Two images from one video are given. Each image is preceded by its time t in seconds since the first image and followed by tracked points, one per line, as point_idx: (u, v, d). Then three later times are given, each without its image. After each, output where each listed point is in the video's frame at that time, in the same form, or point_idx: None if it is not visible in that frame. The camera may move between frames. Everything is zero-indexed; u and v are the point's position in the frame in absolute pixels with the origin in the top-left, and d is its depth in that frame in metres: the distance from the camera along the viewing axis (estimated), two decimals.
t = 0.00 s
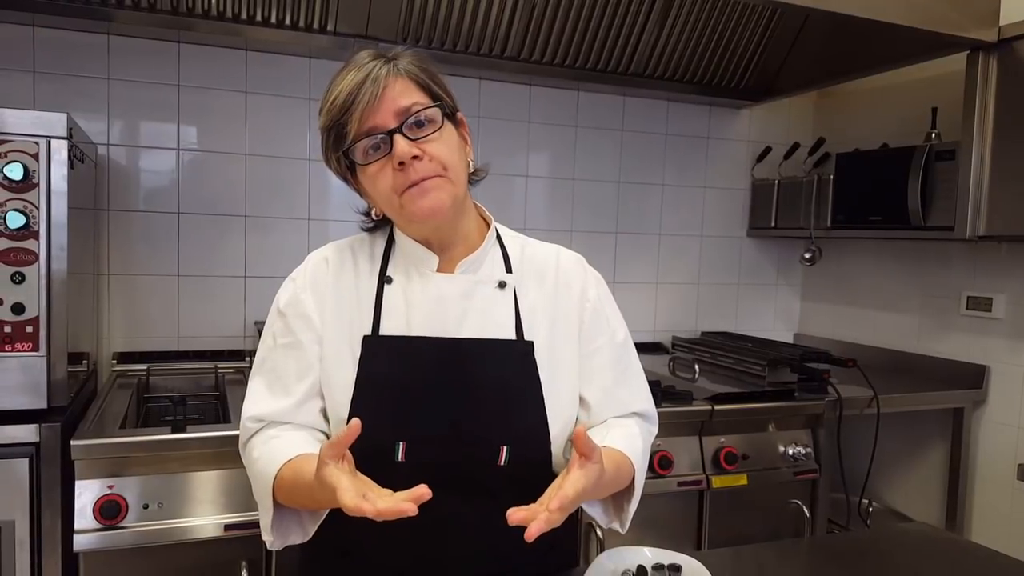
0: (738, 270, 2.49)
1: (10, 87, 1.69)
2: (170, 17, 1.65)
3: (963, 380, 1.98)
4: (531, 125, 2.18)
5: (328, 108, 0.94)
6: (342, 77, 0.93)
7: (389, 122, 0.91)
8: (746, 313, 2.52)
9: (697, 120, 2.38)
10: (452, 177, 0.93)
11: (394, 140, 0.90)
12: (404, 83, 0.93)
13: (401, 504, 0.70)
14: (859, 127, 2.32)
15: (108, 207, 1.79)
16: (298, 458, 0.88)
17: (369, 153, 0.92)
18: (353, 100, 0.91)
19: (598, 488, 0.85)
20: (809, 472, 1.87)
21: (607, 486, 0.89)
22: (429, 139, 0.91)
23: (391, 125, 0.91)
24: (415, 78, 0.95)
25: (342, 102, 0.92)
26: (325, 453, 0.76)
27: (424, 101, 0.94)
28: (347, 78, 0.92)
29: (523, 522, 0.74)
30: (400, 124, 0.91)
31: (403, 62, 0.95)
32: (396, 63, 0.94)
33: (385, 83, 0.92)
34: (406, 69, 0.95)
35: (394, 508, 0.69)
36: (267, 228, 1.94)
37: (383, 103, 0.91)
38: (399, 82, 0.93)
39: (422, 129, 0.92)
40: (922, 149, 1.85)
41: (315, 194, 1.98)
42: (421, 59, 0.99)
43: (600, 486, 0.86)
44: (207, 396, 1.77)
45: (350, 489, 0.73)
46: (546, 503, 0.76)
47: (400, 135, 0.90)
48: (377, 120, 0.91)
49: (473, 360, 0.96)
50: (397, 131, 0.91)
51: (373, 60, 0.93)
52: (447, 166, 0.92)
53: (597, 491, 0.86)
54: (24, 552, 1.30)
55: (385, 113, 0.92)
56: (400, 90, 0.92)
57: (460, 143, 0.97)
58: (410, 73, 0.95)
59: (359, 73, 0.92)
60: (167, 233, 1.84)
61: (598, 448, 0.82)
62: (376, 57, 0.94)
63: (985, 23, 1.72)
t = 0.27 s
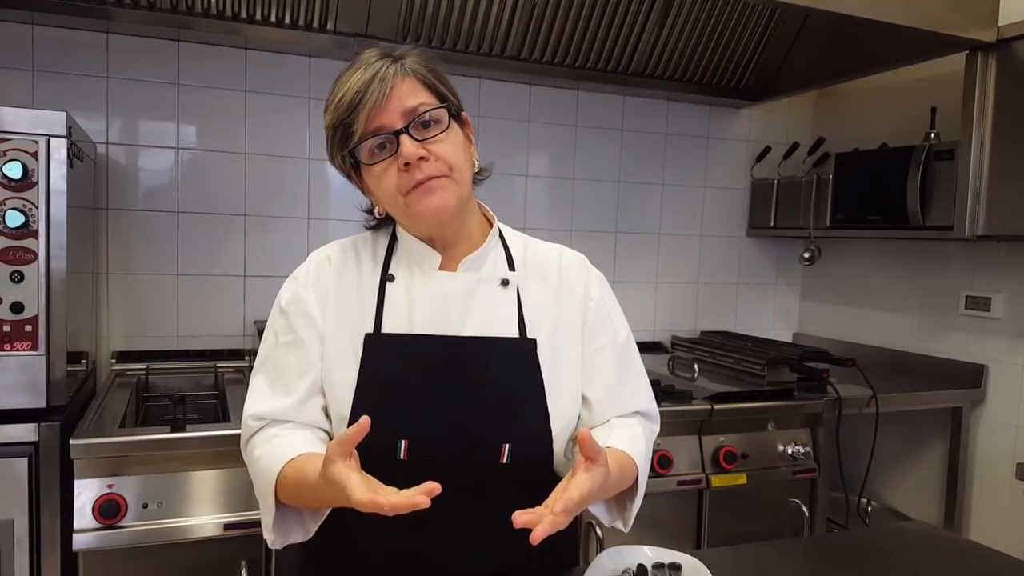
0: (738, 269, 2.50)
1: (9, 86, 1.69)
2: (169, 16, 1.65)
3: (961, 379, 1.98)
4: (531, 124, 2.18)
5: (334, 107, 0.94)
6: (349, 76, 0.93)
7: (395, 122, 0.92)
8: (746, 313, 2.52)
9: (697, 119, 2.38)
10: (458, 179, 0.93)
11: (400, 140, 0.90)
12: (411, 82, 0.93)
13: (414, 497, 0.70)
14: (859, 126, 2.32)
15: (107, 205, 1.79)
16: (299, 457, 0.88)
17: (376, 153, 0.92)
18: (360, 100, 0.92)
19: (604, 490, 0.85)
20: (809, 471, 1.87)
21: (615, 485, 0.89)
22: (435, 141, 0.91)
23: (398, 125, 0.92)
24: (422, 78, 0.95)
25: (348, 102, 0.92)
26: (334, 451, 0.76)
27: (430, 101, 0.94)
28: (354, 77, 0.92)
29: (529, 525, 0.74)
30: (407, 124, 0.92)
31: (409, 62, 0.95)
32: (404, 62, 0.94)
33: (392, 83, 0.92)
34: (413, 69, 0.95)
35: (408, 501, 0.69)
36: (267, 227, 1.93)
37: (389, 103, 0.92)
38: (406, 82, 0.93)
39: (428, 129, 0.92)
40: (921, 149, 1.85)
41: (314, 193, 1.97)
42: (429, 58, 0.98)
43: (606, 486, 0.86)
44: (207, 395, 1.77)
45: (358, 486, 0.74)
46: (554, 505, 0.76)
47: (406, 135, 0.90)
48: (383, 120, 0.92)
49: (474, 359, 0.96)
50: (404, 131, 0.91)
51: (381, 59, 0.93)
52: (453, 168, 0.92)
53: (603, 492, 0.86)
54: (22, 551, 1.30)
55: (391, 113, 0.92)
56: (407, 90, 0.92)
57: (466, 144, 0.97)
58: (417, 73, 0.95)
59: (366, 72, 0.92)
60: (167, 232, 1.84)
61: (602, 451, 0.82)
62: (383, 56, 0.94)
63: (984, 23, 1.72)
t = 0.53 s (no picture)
0: (737, 268, 2.50)
1: (7, 81, 1.69)
2: (169, 12, 1.65)
3: (959, 378, 1.98)
4: (531, 122, 2.18)
5: (339, 97, 0.94)
6: (355, 68, 0.93)
7: (400, 115, 0.91)
8: (744, 311, 2.52)
9: (697, 117, 2.38)
10: (460, 174, 0.93)
11: (404, 133, 0.90)
12: (417, 76, 0.94)
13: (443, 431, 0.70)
14: (858, 125, 2.32)
15: (106, 201, 1.79)
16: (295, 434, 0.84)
17: (379, 145, 0.92)
18: (365, 91, 0.91)
19: (608, 476, 0.84)
20: (807, 469, 1.87)
21: (619, 477, 0.89)
22: (439, 135, 0.91)
23: (402, 118, 0.91)
24: (428, 72, 0.95)
25: (353, 93, 0.92)
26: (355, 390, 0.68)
27: (435, 95, 0.94)
28: (359, 69, 0.92)
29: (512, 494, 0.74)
30: (411, 117, 0.92)
31: (415, 55, 0.95)
32: (409, 56, 0.94)
33: (398, 76, 0.92)
34: (419, 63, 0.95)
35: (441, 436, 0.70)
36: (267, 224, 1.93)
37: (394, 96, 0.91)
38: (412, 76, 0.93)
39: (432, 124, 0.92)
40: (921, 147, 1.86)
41: (314, 190, 1.97)
42: (434, 53, 0.99)
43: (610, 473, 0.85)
44: (206, 391, 1.77)
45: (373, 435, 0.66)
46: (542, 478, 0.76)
47: (411, 129, 0.90)
48: (388, 112, 0.91)
49: (474, 356, 0.96)
50: (408, 124, 0.91)
51: (387, 52, 0.93)
52: (455, 163, 0.92)
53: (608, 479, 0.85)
54: (20, 546, 1.30)
55: (396, 105, 0.91)
56: (412, 84, 0.92)
57: (469, 140, 0.98)
58: (423, 67, 0.95)
59: (372, 64, 0.92)
60: (166, 229, 1.84)
61: (599, 433, 0.81)
62: (389, 50, 0.94)
63: (984, 22, 1.72)
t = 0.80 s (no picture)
0: (735, 268, 2.50)
1: (7, 78, 1.68)
2: (168, 9, 1.65)
3: (957, 380, 1.99)
4: (530, 121, 2.18)
5: (344, 91, 0.94)
6: (361, 63, 0.93)
7: (404, 111, 0.92)
8: (743, 311, 2.53)
9: (696, 117, 2.38)
10: (461, 174, 0.93)
11: (407, 130, 0.90)
12: (423, 75, 0.94)
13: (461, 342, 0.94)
14: (858, 126, 2.33)
15: (105, 198, 1.78)
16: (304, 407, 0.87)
17: (381, 140, 0.92)
18: (370, 86, 0.92)
19: (598, 471, 0.87)
20: (804, 470, 1.87)
21: (614, 476, 0.91)
22: (442, 133, 0.91)
23: (405, 115, 0.92)
24: (434, 71, 0.95)
25: (358, 87, 0.92)
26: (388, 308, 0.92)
27: (441, 94, 0.95)
28: (366, 63, 0.93)
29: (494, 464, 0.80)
30: (415, 115, 0.92)
31: (422, 54, 0.96)
32: (416, 54, 0.95)
33: (404, 73, 0.92)
34: (426, 61, 0.95)
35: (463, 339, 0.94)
36: (265, 222, 1.93)
37: (399, 92, 0.92)
38: (418, 74, 0.94)
39: (435, 122, 0.92)
40: (919, 149, 1.86)
41: (313, 188, 1.97)
42: (441, 53, 0.99)
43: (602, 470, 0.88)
44: (203, 389, 1.77)
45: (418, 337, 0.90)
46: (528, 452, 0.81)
47: (413, 126, 0.91)
48: (392, 108, 0.92)
49: (472, 354, 0.96)
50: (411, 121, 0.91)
51: (395, 49, 0.94)
52: (456, 162, 0.92)
53: (599, 476, 0.88)
54: (17, 543, 1.30)
55: (400, 102, 0.92)
56: (418, 82, 0.93)
57: (471, 140, 0.97)
58: (429, 66, 0.95)
59: (378, 60, 0.93)
60: (164, 225, 1.84)
61: (589, 423, 0.85)
62: (396, 47, 0.94)
63: (983, 23, 1.72)
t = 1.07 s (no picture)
0: (734, 268, 2.50)
1: (5, 72, 1.68)
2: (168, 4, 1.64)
3: (955, 380, 1.99)
4: (530, 119, 2.17)
5: (349, 80, 0.94)
6: (369, 53, 0.94)
7: (408, 103, 0.92)
8: (741, 311, 2.53)
9: (696, 116, 2.38)
10: (462, 167, 0.93)
11: (411, 121, 0.91)
12: (430, 69, 0.94)
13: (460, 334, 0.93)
14: (857, 126, 2.33)
15: (103, 193, 1.78)
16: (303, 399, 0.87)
17: (384, 130, 0.92)
18: (376, 77, 0.92)
19: (596, 459, 0.87)
20: (801, 469, 1.88)
21: (612, 468, 0.92)
22: (445, 127, 0.91)
23: (410, 107, 0.92)
24: (441, 66, 0.96)
25: (364, 77, 0.93)
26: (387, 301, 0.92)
27: (446, 89, 0.95)
28: (373, 55, 0.93)
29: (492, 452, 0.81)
30: (421, 108, 0.92)
31: (429, 49, 0.96)
32: (424, 48, 0.95)
33: (410, 66, 0.93)
34: (433, 56, 0.95)
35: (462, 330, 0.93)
36: (264, 218, 1.93)
37: (405, 85, 0.92)
38: (424, 68, 0.94)
39: (439, 115, 0.92)
40: (919, 149, 1.86)
41: (312, 184, 1.97)
42: (449, 49, 1.00)
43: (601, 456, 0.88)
44: (201, 385, 1.77)
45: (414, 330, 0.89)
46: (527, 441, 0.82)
47: (417, 117, 0.91)
48: (398, 100, 0.92)
49: (472, 351, 0.96)
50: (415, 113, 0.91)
51: (403, 42, 0.94)
52: (458, 155, 0.92)
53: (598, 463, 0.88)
54: (13, 539, 1.30)
55: (406, 94, 0.92)
56: (424, 75, 0.93)
57: (474, 136, 0.97)
58: (436, 60, 0.95)
59: (385, 52, 0.93)
60: (163, 221, 1.83)
61: (587, 411, 0.86)
62: (404, 40, 0.94)
63: (984, 24, 1.72)
